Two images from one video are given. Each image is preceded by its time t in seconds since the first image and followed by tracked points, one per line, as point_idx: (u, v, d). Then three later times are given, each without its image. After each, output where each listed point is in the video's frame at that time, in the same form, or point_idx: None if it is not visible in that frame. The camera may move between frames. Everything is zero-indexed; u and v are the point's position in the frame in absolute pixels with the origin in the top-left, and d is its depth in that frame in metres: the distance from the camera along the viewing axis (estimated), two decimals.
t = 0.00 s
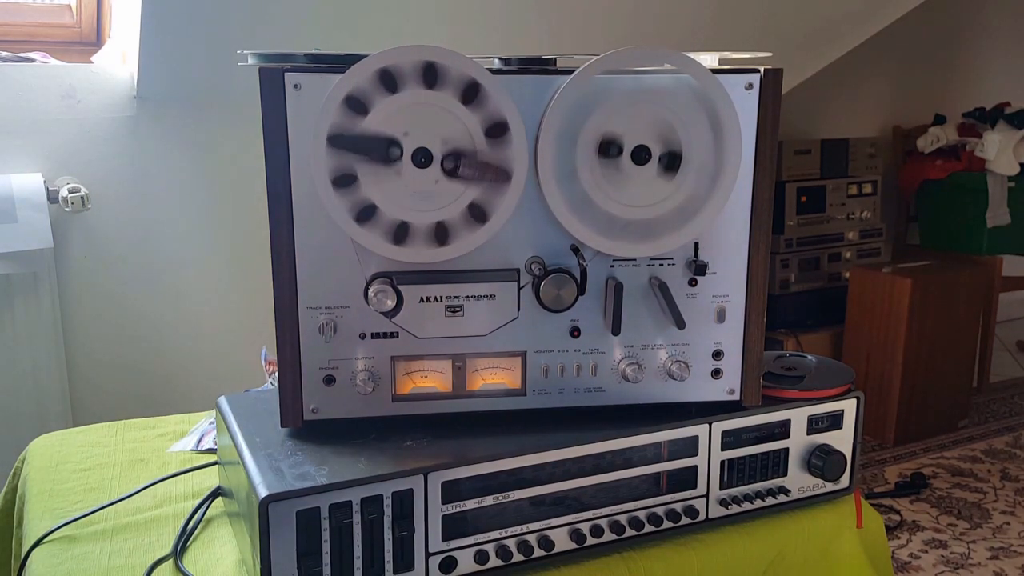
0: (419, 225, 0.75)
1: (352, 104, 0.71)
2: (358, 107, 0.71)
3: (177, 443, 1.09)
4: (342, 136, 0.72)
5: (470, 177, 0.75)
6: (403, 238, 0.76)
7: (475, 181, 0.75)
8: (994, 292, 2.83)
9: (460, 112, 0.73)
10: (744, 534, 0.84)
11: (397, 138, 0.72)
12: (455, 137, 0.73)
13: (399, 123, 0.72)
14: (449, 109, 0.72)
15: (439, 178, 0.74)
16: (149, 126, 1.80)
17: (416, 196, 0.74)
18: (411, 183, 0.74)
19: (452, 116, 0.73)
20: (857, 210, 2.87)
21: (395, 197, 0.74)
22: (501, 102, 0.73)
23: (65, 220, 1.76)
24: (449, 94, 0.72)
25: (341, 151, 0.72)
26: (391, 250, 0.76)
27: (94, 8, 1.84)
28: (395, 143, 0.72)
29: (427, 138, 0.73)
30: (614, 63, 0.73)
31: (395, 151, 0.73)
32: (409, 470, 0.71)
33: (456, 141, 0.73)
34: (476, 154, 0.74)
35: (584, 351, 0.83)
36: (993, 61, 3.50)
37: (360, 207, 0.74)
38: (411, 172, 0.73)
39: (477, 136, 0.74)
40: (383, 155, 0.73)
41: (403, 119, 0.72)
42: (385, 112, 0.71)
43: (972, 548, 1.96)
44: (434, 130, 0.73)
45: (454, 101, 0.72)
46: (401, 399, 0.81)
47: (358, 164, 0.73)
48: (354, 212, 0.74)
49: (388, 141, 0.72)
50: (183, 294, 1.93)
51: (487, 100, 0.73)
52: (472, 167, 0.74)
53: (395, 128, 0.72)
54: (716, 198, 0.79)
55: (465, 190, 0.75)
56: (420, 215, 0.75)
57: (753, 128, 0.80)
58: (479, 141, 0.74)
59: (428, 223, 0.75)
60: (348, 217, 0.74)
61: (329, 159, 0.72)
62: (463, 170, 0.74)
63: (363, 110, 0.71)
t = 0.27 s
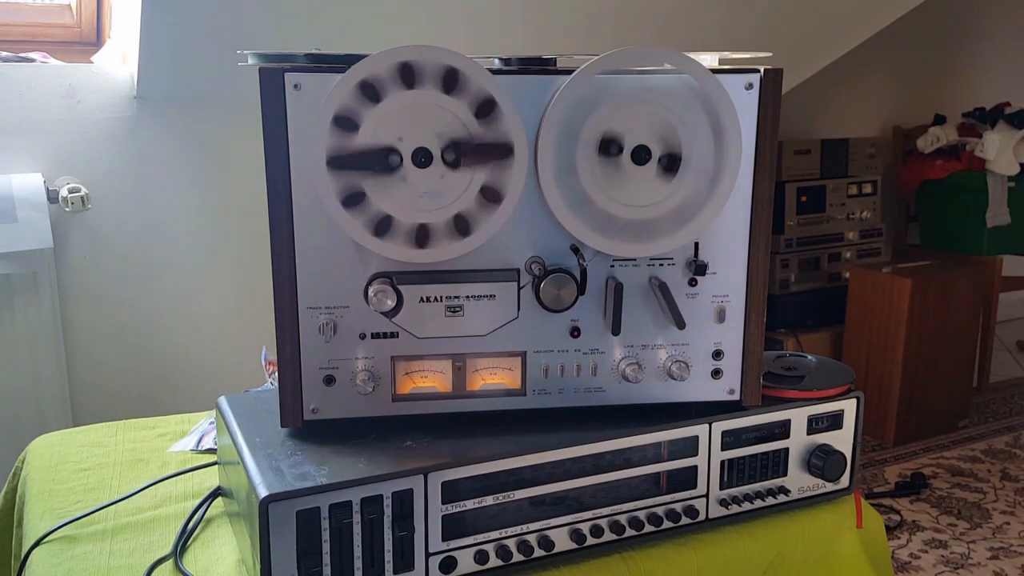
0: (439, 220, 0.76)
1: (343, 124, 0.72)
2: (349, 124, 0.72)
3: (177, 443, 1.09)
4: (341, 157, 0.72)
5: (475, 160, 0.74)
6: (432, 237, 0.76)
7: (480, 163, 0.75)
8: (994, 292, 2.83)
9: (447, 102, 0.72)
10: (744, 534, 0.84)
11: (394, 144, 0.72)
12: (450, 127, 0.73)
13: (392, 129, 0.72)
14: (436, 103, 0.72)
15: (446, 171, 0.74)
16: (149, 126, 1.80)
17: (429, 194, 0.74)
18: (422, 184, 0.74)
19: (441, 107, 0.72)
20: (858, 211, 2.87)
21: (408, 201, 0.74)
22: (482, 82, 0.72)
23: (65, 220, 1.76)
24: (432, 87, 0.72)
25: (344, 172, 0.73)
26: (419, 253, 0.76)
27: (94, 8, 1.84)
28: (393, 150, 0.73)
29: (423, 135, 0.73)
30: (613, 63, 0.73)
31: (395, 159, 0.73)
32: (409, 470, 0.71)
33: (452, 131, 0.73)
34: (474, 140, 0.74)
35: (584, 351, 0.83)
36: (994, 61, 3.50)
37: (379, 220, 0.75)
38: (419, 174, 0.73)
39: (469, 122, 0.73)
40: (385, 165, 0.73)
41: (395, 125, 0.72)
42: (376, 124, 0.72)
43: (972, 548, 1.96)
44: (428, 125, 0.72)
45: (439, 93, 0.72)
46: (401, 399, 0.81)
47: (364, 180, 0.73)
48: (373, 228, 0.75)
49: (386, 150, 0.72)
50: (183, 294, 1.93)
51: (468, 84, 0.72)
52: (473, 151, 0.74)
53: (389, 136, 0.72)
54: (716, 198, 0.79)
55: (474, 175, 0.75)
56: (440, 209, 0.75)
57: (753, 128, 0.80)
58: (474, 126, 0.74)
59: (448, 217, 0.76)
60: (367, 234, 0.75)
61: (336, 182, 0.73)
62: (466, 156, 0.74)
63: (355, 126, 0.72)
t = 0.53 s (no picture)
0: (459, 210, 0.76)
1: (337, 147, 0.72)
2: (344, 144, 0.72)
3: (177, 443, 1.09)
4: (345, 179, 0.73)
5: (475, 143, 0.74)
6: (458, 232, 0.76)
7: (480, 144, 0.74)
8: (994, 292, 2.83)
9: (431, 95, 0.72)
10: (744, 534, 0.84)
11: (391, 153, 0.72)
12: (441, 117, 0.73)
13: (387, 136, 0.72)
14: (420, 98, 0.72)
15: (451, 162, 0.74)
16: (149, 125, 1.80)
17: (441, 188, 0.74)
18: (433, 182, 0.74)
19: (428, 102, 0.72)
20: (858, 211, 2.87)
21: (419, 202, 0.75)
22: (458, 66, 0.71)
23: (65, 220, 1.76)
24: (422, 86, 0.71)
25: (351, 193, 0.73)
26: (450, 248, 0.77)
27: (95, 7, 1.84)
28: (393, 158, 0.72)
29: (417, 132, 0.72)
30: (613, 63, 0.73)
31: (397, 167, 0.73)
32: (409, 470, 0.71)
33: (443, 122, 0.73)
34: (468, 126, 0.73)
35: (584, 351, 0.83)
36: (994, 61, 3.50)
37: (399, 228, 0.75)
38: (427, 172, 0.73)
39: (458, 110, 0.73)
40: (385, 165, 0.73)
41: (388, 133, 0.72)
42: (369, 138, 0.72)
43: (972, 548, 1.96)
44: (420, 120, 0.72)
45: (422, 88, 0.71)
46: (400, 399, 0.81)
47: (373, 196, 0.74)
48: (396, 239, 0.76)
49: (385, 155, 0.72)
50: (183, 294, 1.92)
51: (444, 72, 0.72)
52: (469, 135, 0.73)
53: (384, 145, 0.72)
54: (716, 198, 0.79)
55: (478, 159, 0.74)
56: (456, 199, 0.75)
57: (753, 128, 0.80)
58: (463, 112, 0.73)
59: (464, 208, 0.76)
60: (393, 246, 0.75)
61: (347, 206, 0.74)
62: (464, 142, 0.73)
63: (350, 144, 0.72)
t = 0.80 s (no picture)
0: (475, 197, 0.75)
1: (339, 172, 0.73)
2: (345, 167, 0.72)
3: (178, 443, 1.09)
4: (355, 201, 0.73)
5: (469, 125, 0.73)
6: (458, 231, 0.76)
7: (475, 126, 0.73)
8: (994, 292, 2.83)
9: (414, 93, 0.71)
10: (743, 534, 0.84)
11: (392, 162, 0.72)
12: (430, 111, 0.72)
13: (383, 145, 0.72)
14: (403, 97, 0.71)
15: (452, 153, 0.73)
16: (149, 125, 1.80)
17: (452, 179, 0.74)
18: (442, 178, 0.74)
19: (413, 100, 0.72)
20: (858, 210, 2.87)
21: (425, 202, 0.75)
22: (427, 58, 0.71)
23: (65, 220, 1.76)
24: (422, 86, 0.71)
25: (365, 212, 0.74)
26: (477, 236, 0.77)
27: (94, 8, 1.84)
28: (395, 166, 0.72)
29: (410, 131, 0.72)
30: (613, 63, 0.73)
31: (401, 175, 0.73)
32: (409, 470, 0.71)
33: (432, 115, 0.72)
34: (462, 120, 0.73)
35: (584, 351, 0.83)
36: (994, 60, 3.50)
37: (422, 231, 0.76)
38: (433, 169, 0.73)
39: (450, 104, 0.72)
40: (385, 164, 0.72)
41: (383, 143, 0.72)
42: (366, 155, 0.72)
43: (972, 548, 1.96)
44: (409, 120, 0.72)
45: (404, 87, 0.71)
46: (401, 399, 0.81)
47: (387, 209, 0.74)
48: (422, 243, 0.76)
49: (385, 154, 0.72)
50: (183, 294, 1.92)
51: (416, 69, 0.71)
52: (459, 121, 0.73)
53: (382, 157, 0.72)
54: (716, 198, 0.79)
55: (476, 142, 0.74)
56: (469, 187, 0.75)
57: (753, 128, 0.80)
58: (457, 106, 0.72)
59: (478, 195, 0.75)
60: (421, 250, 0.76)
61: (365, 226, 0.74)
62: (457, 129, 0.73)
63: (351, 165, 0.72)
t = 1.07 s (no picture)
0: (486, 177, 0.75)
1: (347, 196, 0.73)
2: (353, 187, 0.73)
3: (178, 443, 1.09)
4: (371, 217, 0.74)
5: (457, 110, 0.72)
6: (458, 231, 0.76)
7: (462, 110, 0.73)
8: (994, 292, 2.83)
9: (396, 97, 0.71)
10: (744, 534, 0.84)
11: (396, 170, 0.73)
12: (416, 109, 0.72)
13: (382, 156, 0.72)
14: (386, 104, 0.71)
15: (450, 143, 0.73)
16: (149, 126, 1.80)
17: (460, 166, 0.74)
18: (449, 170, 0.74)
19: (398, 104, 0.71)
20: (858, 210, 2.87)
21: (424, 202, 0.75)
22: (428, 59, 0.71)
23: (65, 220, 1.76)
24: (423, 87, 0.71)
25: (384, 225, 0.75)
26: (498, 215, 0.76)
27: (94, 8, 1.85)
28: (395, 166, 0.72)
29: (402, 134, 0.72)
30: (613, 63, 0.73)
31: (408, 182, 0.73)
32: (409, 470, 0.71)
33: (418, 113, 0.72)
34: (463, 121, 0.73)
35: (585, 351, 0.83)
36: (994, 60, 3.50)
37: (446, 226, 0.76)
38: (439, 163, 0.73)
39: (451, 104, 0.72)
40: (385, 164, 0.72)
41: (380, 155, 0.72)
42: (368, 172, 0.72)
43: (972, 548, 1.96)
44: (398, 124, 0.72)
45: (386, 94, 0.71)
46: (401, 399, 0.81)
47: (404, 217, 0.75)
48: (449, 238, 0.76)
49: (386, 154, 0.72)
50: (183, 294, 1.93)
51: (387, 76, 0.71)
52: (444, 112, 0.72)
53: (384, 169, 0.73)
54: (716, 199, 0.79)
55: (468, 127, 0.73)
56: (477, 170, 0.74)
57: (753, 128, 0.80)
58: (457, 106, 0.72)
59: (486, 178, 0.75)
60: (434, 248, 0.76)
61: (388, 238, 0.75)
62: (445, 118, 0.72)
63: (357, 185, 0.73)
